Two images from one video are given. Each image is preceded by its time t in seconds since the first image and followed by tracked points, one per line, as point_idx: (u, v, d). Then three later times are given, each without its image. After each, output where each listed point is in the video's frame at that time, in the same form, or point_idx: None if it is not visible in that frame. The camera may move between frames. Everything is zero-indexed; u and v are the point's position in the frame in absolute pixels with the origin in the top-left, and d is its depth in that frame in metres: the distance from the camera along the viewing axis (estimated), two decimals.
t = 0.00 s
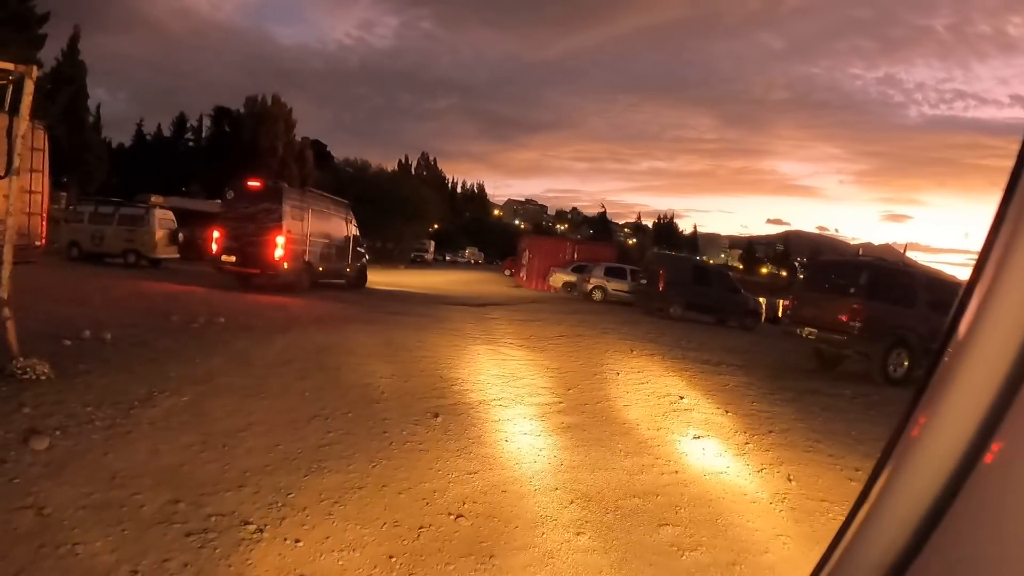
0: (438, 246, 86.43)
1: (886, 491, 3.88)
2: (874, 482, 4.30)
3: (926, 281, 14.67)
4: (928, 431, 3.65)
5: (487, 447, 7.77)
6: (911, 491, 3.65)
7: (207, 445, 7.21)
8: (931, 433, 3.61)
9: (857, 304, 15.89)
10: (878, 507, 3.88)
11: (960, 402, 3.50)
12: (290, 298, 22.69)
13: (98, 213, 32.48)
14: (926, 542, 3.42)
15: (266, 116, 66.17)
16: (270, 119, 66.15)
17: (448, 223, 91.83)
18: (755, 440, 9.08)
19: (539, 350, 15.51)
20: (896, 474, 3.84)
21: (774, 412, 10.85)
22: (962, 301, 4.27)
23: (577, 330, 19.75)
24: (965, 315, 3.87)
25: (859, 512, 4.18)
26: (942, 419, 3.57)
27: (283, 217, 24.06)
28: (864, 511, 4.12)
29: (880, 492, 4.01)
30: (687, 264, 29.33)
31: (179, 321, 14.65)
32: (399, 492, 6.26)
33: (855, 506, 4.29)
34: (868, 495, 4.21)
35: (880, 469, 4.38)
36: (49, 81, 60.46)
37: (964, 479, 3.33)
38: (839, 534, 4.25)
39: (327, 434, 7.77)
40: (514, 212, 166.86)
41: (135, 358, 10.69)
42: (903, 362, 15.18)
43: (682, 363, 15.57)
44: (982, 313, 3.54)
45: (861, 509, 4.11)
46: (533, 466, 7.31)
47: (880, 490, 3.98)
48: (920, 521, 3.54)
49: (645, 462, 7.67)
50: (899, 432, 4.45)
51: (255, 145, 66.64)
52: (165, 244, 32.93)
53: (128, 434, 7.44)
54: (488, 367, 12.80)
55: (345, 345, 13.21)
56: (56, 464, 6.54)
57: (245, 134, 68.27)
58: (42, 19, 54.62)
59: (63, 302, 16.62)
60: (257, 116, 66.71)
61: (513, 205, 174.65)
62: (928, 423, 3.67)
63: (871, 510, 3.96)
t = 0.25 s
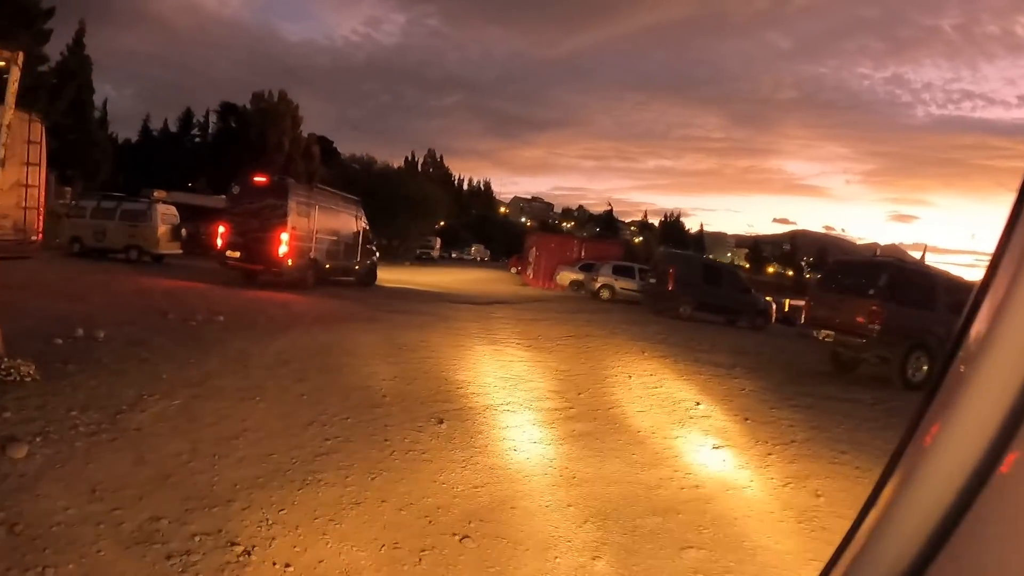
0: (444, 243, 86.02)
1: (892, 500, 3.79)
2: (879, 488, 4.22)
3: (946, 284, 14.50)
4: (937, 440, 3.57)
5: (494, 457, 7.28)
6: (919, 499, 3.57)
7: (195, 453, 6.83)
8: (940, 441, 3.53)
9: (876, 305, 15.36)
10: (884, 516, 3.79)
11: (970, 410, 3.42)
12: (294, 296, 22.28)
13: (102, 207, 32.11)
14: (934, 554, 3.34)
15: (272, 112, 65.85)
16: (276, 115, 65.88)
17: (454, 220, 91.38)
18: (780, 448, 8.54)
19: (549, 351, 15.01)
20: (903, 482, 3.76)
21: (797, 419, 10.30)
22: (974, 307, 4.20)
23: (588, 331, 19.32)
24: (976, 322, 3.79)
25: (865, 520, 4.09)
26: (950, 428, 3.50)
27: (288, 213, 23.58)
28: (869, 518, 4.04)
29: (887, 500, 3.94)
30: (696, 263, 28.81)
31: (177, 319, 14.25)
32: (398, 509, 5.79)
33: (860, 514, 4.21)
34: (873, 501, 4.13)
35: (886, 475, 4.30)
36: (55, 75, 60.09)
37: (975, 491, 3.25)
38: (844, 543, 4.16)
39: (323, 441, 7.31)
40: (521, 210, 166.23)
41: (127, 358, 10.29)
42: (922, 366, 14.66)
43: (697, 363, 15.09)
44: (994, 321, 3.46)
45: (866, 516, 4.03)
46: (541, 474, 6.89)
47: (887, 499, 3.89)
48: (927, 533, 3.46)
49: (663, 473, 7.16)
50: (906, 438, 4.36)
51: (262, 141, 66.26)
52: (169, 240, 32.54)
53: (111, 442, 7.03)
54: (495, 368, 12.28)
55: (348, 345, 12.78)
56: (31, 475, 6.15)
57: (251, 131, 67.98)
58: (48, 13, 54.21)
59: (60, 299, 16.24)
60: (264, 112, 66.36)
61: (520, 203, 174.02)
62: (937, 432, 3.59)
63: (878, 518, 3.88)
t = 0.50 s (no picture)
0: (449, 243, 85.59)
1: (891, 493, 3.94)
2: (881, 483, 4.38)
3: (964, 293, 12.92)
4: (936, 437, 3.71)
5: (500, 471, 6.84)
6: (921, 493, 3.70)
7: (182, 465, 6.45)
8: (942, 439, 3.67)
9: (895, 312, 14.90)
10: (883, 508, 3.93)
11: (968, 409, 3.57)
12: (298, 296, 21.87)
13: (105, 204, 31.78)
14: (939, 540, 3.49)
15: (279, 111, 65.58)
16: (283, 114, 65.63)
17: (460, 221, 90.97)
18: (805, 462, 8.07)
19: (559, 356, 14.58)
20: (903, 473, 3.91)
21: (817, 432, 9.81)
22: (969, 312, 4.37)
23: (598, 334, 18.87)
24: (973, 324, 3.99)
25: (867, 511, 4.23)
26: (950, 423, 3.63)
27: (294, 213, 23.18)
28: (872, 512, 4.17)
29: (889, 490, 4.06)
30: (705, 265, 28.34)
31: (176, 319, 13.86)
32: (400, 530, 5.39)
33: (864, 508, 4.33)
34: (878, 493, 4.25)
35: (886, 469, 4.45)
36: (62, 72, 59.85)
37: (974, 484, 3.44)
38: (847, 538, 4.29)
39: (321, 452, 6.90)
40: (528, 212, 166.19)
41: (119, 360, 9.89)
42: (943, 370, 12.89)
43: (711, 369, 14.65)
44: (993, 321, 3.60)
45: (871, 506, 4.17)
46: (553, 490, 6.46)
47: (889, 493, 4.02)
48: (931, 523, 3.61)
49: (681, 492, 6.70)
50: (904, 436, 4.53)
51: (268, 139, 65.92)
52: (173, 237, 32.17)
53: (95, 453, 6.66)
54: (502, 374, 11.85)
55: (351, 348, 12.36)
56: (7, 489, 5.79)
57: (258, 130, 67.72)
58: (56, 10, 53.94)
59: (58, 297, 15.87)
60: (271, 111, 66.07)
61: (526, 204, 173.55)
62: (938, 429, 3.71)
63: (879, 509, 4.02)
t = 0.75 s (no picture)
0: (455, 243, 85.22)
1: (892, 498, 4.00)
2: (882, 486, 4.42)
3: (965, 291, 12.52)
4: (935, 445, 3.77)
5: (510, 485, 6.48)
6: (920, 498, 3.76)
7: (168, 478, 6.05)
8: (940, 445, 3.73)
9: (914, 316, 14.37)
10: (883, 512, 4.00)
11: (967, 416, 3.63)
12: (302, 295, 21.47)
13: (106, 201, 31.41)
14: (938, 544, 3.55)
15: (286, 110, 65.24)
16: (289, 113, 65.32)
17: (466, 220, 90.61)
18: (829, 476, 7.66)
19: (566, 359, 14.14)
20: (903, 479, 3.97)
21: (839, 442, 9.36)
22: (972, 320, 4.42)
23: (607, 336, 18.46)
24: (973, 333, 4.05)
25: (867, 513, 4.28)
26: (948, 431, 3.70)
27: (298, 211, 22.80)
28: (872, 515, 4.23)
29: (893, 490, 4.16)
30: (714, 266, 27.88)
31: (174, 319, 13.49)
32: (403, 552, 5.06)
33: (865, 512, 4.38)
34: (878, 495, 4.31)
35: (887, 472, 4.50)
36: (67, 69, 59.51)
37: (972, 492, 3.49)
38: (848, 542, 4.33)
39: (319, 463, 6.53)
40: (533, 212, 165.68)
41: (112, 361, 9.53)
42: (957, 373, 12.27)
43: (723, 374, 14.21)
44: (992, 329, 3.67)
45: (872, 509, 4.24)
46: (567, 508, 6.09)
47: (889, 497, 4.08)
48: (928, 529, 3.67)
49: (702, 510, 6.34)
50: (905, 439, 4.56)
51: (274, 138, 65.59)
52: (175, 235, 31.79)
53: (79, 463, 6.28)
54: (509, 378, 11.45)
55: (353, 351, 11.97)
56: None
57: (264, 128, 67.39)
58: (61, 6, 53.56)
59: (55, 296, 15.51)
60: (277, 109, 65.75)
61: (532, 204, 173.02)
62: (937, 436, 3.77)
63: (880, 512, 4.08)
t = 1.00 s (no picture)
0: (461, 242, 84.87)
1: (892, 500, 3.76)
2: (884, 486, 4.17)
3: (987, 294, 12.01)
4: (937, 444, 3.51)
5: (519, 500, 6.10)
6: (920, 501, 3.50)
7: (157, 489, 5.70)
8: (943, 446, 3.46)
9: (932, 320, 14.05)
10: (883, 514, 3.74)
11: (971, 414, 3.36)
12: (307, 293, 21.12)
13: (109, 198, 31.11)
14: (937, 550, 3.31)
15: (292, 108, 64.82)
16: (296, 111, 64.79)
17: (472, 219, 90.30)
18: (855, 489, 7.26)
19: (573, 362, 13.71)
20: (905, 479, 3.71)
21: (863, 453, 8.92)
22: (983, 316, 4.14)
23: (616, 339, 18.08)
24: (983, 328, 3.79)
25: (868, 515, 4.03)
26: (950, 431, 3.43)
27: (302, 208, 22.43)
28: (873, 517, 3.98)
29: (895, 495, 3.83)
30: (724, 267, 27.44)
31: (172, 318, 13.14)
32: None
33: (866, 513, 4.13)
34: (879, 496, 4.06)
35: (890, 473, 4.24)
36: (74, 66, 59.29)
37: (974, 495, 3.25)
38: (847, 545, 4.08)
39: (316, 473, 6.16)
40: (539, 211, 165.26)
41: (103, 363, 9.17)
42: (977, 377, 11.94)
43: (737, 378, 13.79)
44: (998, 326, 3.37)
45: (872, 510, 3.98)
46: (579, 526, 5.75)
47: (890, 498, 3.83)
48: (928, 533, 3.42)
49: (723, 527, 5.98)
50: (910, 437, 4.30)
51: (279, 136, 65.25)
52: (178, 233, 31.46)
53: (60, 472, 5.92)
54: (515, 382, 11.04)
55: (355, 353, 11.57)
56: None
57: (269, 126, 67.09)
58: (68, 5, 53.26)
59: (52, 294, 15.18)
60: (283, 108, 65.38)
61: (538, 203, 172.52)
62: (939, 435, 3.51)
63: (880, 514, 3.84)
